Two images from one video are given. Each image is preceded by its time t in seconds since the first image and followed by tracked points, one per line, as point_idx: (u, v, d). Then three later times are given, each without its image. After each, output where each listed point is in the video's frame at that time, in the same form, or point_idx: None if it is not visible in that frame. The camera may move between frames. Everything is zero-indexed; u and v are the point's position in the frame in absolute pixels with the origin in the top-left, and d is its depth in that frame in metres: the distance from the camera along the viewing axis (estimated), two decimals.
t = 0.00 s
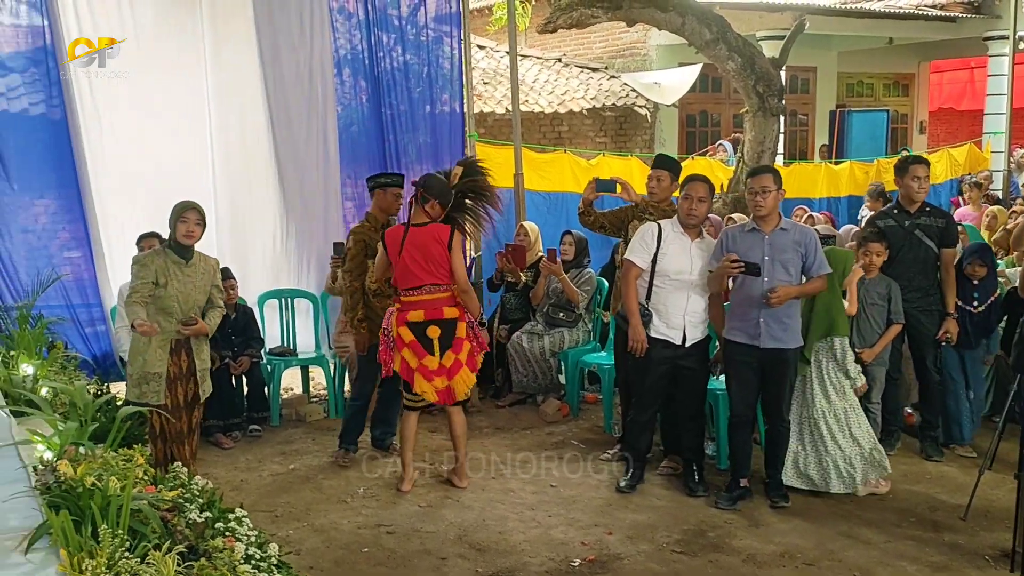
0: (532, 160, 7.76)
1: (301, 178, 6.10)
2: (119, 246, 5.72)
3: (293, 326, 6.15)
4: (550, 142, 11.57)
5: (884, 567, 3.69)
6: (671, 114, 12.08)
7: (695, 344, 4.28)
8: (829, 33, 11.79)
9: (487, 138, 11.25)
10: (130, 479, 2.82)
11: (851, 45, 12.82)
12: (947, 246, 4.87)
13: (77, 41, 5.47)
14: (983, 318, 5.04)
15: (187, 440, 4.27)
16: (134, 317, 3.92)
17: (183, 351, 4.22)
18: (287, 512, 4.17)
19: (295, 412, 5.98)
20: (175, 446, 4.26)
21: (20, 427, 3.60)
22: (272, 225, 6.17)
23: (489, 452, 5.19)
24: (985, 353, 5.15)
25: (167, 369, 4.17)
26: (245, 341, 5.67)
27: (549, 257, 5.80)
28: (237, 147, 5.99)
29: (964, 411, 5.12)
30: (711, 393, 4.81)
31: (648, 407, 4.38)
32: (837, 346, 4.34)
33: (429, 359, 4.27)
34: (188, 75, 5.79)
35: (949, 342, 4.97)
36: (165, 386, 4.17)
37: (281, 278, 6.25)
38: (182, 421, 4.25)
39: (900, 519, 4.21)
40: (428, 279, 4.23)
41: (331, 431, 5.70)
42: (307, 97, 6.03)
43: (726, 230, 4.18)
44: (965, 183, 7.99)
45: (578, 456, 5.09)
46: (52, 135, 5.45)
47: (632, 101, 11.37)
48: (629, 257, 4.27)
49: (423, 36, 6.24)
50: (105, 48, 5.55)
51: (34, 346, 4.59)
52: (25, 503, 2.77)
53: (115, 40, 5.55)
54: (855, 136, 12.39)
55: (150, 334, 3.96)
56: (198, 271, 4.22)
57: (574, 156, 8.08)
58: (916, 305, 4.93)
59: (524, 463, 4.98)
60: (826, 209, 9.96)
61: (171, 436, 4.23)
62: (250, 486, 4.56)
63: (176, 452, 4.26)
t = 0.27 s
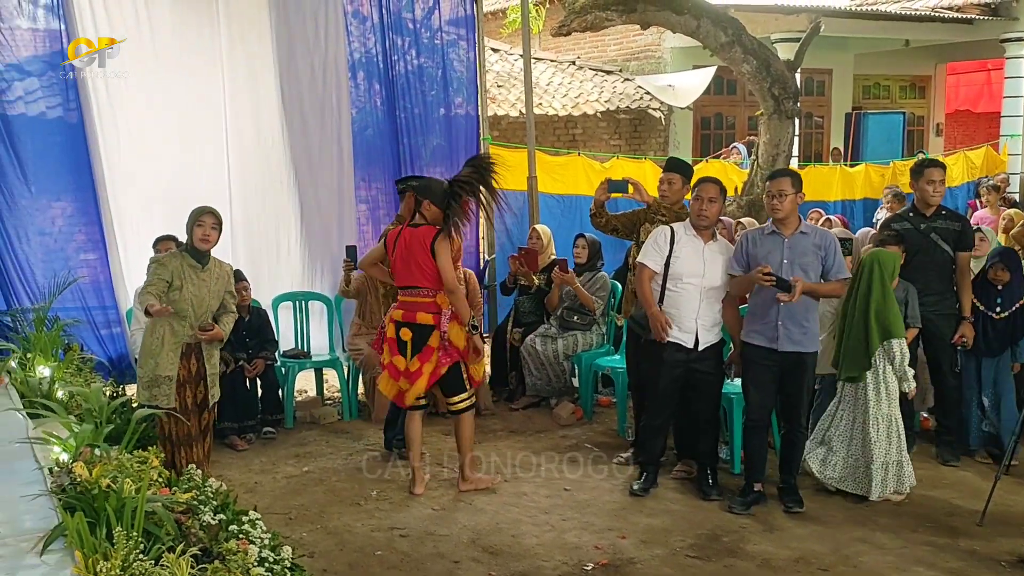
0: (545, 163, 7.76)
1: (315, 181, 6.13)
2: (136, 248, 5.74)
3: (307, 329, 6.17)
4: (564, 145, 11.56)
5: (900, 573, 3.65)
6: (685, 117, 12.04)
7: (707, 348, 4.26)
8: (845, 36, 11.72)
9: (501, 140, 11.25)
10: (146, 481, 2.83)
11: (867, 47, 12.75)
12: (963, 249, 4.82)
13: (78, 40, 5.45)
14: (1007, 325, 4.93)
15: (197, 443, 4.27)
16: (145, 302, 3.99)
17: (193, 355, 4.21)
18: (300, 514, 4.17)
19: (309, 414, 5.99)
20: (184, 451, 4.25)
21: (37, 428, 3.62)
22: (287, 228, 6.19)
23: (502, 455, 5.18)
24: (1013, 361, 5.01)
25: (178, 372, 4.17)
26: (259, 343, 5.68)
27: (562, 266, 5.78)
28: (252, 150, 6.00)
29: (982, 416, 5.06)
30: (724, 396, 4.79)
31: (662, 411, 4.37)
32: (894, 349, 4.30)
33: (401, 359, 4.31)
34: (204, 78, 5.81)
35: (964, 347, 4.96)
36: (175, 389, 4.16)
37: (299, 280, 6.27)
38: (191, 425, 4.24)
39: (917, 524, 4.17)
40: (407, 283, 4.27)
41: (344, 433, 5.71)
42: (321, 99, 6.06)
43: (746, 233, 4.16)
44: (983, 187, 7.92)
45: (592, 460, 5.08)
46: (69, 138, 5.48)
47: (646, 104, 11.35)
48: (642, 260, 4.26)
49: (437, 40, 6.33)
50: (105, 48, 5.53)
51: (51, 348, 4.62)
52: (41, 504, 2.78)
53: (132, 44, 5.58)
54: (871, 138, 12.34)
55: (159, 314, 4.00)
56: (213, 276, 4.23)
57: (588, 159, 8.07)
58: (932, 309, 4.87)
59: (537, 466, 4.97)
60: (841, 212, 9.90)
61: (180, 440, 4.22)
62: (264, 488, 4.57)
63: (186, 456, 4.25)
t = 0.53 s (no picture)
0: (551, 165, 7.76)
1: (322, 182, 6.18)
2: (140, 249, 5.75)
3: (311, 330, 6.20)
4: (569, 147, 11.56)
5: None
6: (691, 119, 12.04)
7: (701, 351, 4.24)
8: (851, 38, 11.70)
9: (506, 142, 11.26)
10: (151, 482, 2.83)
11: (873, 49, 12.72)
12: (969, 251, 4.80)
13: (77, 41, 5.43)
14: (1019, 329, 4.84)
15: (193, 446, 4.24)
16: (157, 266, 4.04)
17: (190, 360, 4.22)
18: (305, 516, 4.18)
19: (314, 416, 6.00)
20: (181, 454, 4.21)
21: (42, 429, 3.63)
22: (292, 230, 6.20)
23: (507, 457, 5.18)
24: None
25: (168, 375, 4.15)
26: (264, 345, 5.71)
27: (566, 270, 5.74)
28: (258, 152, 6.02)
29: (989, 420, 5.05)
30: (728, 399, 4.79)
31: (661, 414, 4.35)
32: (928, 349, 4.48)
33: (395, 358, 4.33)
34: (210, 80, 5.83)
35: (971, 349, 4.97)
36: (167, 391, 4.17)
37: (304, 282, 6.29)
38: (186, 429, 4.20)
39: (922, 527, 4.16)
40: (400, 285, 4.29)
41: (349, 435, 5.71)
42: (328, 101, 6.13)
43: (756, 234, 4.17)
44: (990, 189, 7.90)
45: (596, 462, 5.08)
46: (75, 140, 5.49)
47: (652, 106, 11.35)
48: (640, 258, 4.31)
49: (442, 42, 6.44)
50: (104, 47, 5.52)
51: (56, 349, 4.64)
52: (45, 505, 2.79)
53: (138, 46, 5.59)
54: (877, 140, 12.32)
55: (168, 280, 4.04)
56: (222, 289, 4.26)
57: (594, 161, 8.07)
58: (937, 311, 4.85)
59: (541, 468, 4.96)
60: (846, 215, 9.89)
61: (175, 443, 4.18)
62: (269, 489, 4.58)
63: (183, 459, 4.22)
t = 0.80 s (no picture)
0: (551, 168, 7.76)
1: (323, 184, 6.20)
2: (140, 251, 5.75)
3: (311, 331, 6.20)
4: (569, 150, 11.56)
5: None
6: (691, 122, 12.04)
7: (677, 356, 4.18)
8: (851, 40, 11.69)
9: (506, 145, 11.25)
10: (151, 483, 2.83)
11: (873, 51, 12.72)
12: (969, 254, 4.77)
13: (77, 40, 5.43)
14: None
15: (190, 450, 4.12)
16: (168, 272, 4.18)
17: (185, 365, 4.21)
18: (305, 518, 4.17)
19: (314, 418, 6.00)
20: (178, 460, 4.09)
21: (42, 432, 3.63)
22: (292, 232, 6.21)
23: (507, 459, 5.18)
24: None
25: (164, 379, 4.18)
26: (264, 347, 5.71)
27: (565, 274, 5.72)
28: (259, 155, 6.03)
29: (990, 422, 5.04)
30: (728, 401, 4.78)
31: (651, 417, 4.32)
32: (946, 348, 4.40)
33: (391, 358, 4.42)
34: (211, 82, 5.84)
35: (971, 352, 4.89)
36: (165, 395, 4.21)
37: (306, 284, 6.30)
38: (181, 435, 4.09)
39: (923, 529, 4.15)
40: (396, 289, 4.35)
41: (349, 437, 5.71)
42: (329, 102, 6.14)
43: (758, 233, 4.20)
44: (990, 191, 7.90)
45: (597, 464, 5.07)
46: (75, 143, 5.49)
47: (652, 108, 11.35)
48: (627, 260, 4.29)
49: (442, 44, 6.45)
50: (104, 47, 5.52)
51: (55, 351, 4.64)
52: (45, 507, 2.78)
53: (141, 49, 5.60)
54: (877, 142, 12.32)
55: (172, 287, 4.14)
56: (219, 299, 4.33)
57: (594, 162, 8.07)
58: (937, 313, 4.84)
59: (541, 471, 4.96)
60: (847, 217, 9.89)
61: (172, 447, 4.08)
62: (269, 491, 4.57)
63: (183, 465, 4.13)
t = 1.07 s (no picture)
0: (550, 169, 7.76)
1: (323, 185, 6.20)
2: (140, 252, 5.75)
3: (310, 333, 6.23)
4: (568, 151, 11.56)
5: None
6: (690, 123, 12.04)
7: (674, 366, 3.96)
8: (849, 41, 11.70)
9: (505, 146, 11.26)
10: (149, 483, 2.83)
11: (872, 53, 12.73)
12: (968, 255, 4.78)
13: (77, 40, 5.43)
14: None
15: (188, 451, 4.10)
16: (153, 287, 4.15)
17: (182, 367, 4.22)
18: (304, 519, 4.17)
19: (313, 419, 6.00)
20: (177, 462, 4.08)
21: (41, 433, 3.62)
22: (292, 234, 6.21)
23: (506, 460, 5.17)
24: None
25: (161, 382, 4.19)
26: (263, 348, 5.71)
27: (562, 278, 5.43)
28: (258, 156, 6.04)
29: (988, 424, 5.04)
30: (725, 403, 4.78)
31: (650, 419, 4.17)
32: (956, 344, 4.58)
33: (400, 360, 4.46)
34: (210, 83, 5.84)
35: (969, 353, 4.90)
36: (161, 398, 4.20)
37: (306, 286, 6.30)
38: (178, 435, 4.07)
39: (922, 531, 4.15)
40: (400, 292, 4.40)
41: (348, 438, 5.70)
42: (328, 103, 6.14)
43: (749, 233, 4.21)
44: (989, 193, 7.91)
45: (596, 465, 5.07)
46: (74, 143, 5.49)
47: (651, 109, 11.36)
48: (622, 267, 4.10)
49: (441, 45, 6.43)
50: (105, 47, 5.52)
51: (54, 352, 4.64)
52: (44, 507, 2.78)
53: (140, 49, 5.60)
54: (876, 144, 12.34)
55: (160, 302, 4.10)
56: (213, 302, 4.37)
57: (593, 164, 8.07)
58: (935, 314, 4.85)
59: (540, 472, 4.95)
60: (846, 218, 9.90)
61: (170, 448, 4.06)
62: (268, 492, 4.57)
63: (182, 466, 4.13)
